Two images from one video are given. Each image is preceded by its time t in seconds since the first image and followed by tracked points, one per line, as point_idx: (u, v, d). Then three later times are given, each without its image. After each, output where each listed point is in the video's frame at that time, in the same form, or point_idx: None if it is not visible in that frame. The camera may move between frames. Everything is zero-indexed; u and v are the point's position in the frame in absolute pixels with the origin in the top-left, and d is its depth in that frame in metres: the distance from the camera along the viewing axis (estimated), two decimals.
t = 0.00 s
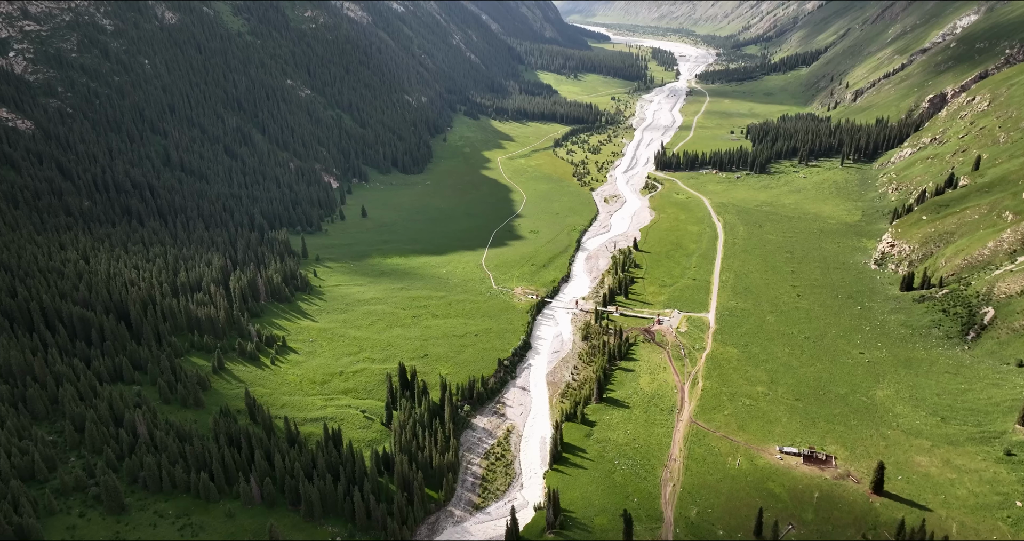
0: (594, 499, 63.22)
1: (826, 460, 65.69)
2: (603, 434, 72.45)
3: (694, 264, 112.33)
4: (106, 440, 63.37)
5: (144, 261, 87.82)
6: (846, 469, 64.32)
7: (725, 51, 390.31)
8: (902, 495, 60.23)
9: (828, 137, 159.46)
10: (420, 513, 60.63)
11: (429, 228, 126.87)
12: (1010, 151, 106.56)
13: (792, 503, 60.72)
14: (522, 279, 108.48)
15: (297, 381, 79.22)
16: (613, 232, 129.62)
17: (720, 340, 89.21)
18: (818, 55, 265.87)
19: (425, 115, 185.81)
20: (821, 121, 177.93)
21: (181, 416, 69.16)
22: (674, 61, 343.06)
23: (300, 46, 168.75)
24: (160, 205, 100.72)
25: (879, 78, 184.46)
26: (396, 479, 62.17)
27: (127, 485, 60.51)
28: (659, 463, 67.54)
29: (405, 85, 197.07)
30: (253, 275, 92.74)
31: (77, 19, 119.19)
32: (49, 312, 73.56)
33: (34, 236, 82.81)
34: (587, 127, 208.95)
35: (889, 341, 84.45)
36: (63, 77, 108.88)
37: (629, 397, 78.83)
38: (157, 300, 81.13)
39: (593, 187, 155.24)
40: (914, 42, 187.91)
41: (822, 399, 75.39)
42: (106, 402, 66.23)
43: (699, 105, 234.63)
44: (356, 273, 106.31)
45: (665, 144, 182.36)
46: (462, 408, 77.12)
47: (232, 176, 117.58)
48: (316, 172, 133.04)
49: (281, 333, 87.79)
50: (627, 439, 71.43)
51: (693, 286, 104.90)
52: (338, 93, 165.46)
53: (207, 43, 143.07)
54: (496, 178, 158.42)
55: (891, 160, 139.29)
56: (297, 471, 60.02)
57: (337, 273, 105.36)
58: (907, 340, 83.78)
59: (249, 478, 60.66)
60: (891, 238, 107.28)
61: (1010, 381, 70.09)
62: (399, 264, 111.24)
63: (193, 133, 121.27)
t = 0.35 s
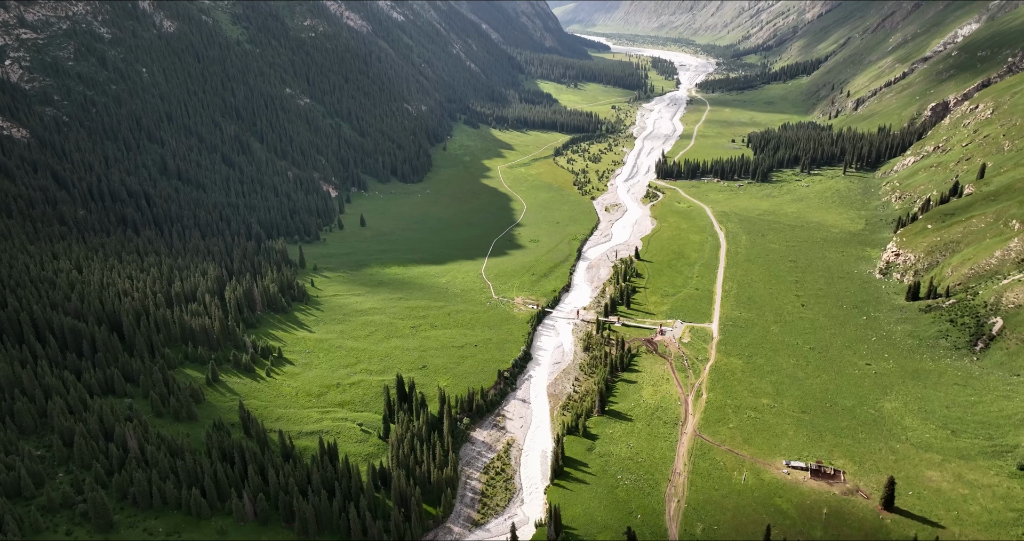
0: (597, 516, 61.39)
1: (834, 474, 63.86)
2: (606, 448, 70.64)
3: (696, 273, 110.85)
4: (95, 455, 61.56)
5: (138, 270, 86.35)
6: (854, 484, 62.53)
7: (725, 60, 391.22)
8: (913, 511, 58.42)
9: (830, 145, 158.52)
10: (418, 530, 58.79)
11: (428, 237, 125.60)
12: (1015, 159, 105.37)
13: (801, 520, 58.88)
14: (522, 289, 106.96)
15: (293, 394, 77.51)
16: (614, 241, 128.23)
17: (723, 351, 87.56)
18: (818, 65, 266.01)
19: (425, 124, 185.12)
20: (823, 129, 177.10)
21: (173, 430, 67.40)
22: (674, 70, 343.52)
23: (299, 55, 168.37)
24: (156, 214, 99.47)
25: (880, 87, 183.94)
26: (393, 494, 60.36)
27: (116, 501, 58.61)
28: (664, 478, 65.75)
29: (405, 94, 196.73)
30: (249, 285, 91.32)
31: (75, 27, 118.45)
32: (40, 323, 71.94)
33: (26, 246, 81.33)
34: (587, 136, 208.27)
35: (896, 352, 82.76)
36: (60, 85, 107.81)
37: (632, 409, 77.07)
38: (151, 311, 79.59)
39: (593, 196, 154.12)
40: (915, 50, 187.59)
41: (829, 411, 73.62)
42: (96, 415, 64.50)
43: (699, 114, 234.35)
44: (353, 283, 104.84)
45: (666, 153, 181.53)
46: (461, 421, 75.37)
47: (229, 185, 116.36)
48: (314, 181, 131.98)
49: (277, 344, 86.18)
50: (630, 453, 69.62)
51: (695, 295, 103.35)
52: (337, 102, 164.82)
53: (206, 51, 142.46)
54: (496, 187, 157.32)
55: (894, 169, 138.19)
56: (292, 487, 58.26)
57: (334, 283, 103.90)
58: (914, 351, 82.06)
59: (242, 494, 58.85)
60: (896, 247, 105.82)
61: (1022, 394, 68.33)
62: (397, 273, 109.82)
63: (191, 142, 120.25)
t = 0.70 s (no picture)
0: (599, 536, 59.45)
1: (843, 492, 61.97)
2: (608, 465, 68.72)
3: (699, 285, 109.32)
4: (83, 473, 59.55)
5: (132, 282, 84.77)
6: (864, 502, 60.62)
7: (725, 72, 392.83)
8: (926, 531, 56.46)
9: (832, 156, 157.68)
10: None
11: (427, 249, 124.23)
12: (1020, 169, 104.22)
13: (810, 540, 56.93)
14: (522, 301, 105.41)
15: (288, 409, 75.69)
16: (615, 253, 126.81)
17: (728, 365, 85.78)
18: (818, 76, 266.45)
19: (425, 135, 184.64)
20: (824, 140, 176.45)
21: (164, 447, 65.45)
22: (674, 82, 344.48)
23: (298, 66, 168.20)
24: (152, 226, 98.16)
25: (881, 98, 183.56)
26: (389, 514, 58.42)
27: (103, 522, 56.41)
28: (668, 496, 63.84)
29: (404, 105, 196.56)
30: (245, 297, 89.79)
31: (72, 38, 117.87)
32: (30, 337, 70.22)
33: (18, 258, 79.79)
34: (587, 147, 207.81)
35: (903, 366, 80.99)
36: (56, 95, 106.87)
37: (635, 424, 75.23)
38: (143, 324, 77.94)
39: (594, 207, 153.04)
40: (916, 62, 187.47)
41: (837, 427, 71.76)
42: (85, 432, 62.61)
43: (699, 125, 234.13)
44: (351, 296, 103.31)
45: (666, 164, 180.76)
46: (460, 437, 73.51)
47: (226, 196, 115.11)
48: (313, 192, 130.87)
49: (272, 358, 84.43)
50: (633, 470, 67.70)
51: (698, 308, 101.78)
52: (336, 113, 164.31)
53: (204, 62, 142.03)
54: (496, 198, 156.36)
55: (896, 180, 137.18)
56: (285, 506, 56.35)
57: (332, 296, 102.37)
58: (922, 365, 80.28)
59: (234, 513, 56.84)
60: (901, 258, 104.39)
61: None
62: (395, 286, 108.35)
63: (188, 153, 119.23)
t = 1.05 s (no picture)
0: None
1: (854, 517, 59.83)
2: (611, 488, 66.60)
3: (701, 303, 107.78)
4: (69, 498, 57.33)
5: (126, 301, 83.23)
6: (876, 528, 58.48)
7: (724, 89, 395.26)
8: None
9: (834, 173, 157.10)
10: None
11: (426, 266, 122.93)
12: None
13: None
14: (523, 319, 103.85)
15: (282, 430, 73.68)
16: (616, 270, 125.42)
17: (732, 384, 83.90)
18: (818, 94, 267.54)
19: (424, 152, 184.47)
20: (825, 157, 176.06)
21: (154, 470, 63.35)
22: (674, 100, 345.98)
23: (298, 84, 168.61)
24: (148, 243, 96.97)
25: (882, 115, 183.68)
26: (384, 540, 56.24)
27: None
28: (673, 521, 61.72)
29: (404, 122, 196.88)
30: (240, 316, 88.26)
31: (70, 55, 117.81)
32: (18, 357, 68.44)
33: (9, 276, 78.30)
34: (587, 164, 207.53)
35: (911, 386, 79.09)
36: (54, 112, 106.29)
37: (638, 446, 73.20)
38: (136, 344, 76.25)
39: (595, 224, 152.12)
40: (916, 79, 187.97)
41: (845, 448, 69.74)
42: (72, 455, 60.58)
43: (699, 142, 234.35)
44: (348, 314, 101.77)
45: (667, 181, 180.36)
46: (459, 459, 71.46)
47: (224, 213, 114.11)
48: (311, 209, 129.91)
49: (267, 378, 82.57)
50: (637, 493, 65.58)
51: (701, 326, 100.15)
52: (336, 130, 164.18)
53: (203, 80, 142.08)
54: (496, 216, 155.47)
55: (899, 197, 136.32)
56: (276, 532, 54.15)
57: (329, 314, 100.86)
58: (930, 384, 78.37)
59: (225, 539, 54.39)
60: (906, 276, 102.98)
61: None
62: (393, 303, 106.85)
63: (186, 170, 118.52)
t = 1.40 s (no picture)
0: None
1: None
2: (614, 516, 64.21)
3: (704, 324, 106.13)
4: (53, 528, 54.87)
5: (118, 322, 81.57)
6: None
7: (724, 110, 398.07)
8: None
9: (836, 193, 156.54)
10: None
11: (424, 287, 121.50)
12: None
13: None
14: (523, 341, 102.09)
15: (276, 456, 71.44)
16: (617, 291, 123.95)
17: (737, 408, 81.89)
18: (817, 115, 269.00)
19: (424, 173, 184.36)
20: (827, 177, 175.88)
21: (143, 498, 60.99)
22: (674, 121, 347.80)
23: (298, 104, 169.07)
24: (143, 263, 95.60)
25: (882, 135, 184.08)
26: None
27: None
28: None
29: (404, 143, 197.21)
30: (235, 337, 86.66)
31: (69, 75, 117.76)
32: (4, 380, 66.53)
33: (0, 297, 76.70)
34: (588, 185, 207.35)
35: (921, 409, 77.00)
36: (51, 132, 105.65)
37: (642, 472, 70.89)
38: (127, 366, 74.38)
39: (595, 244, 151.09)
40: (916, 100, 188.79)
41: (855, 474, 67.47)
42: (58, 482, 58.30)
43: (699, 163, 234.55)
44: (345, 336, 100.05)
45: (668, 201, 179.86)
46: (458, 485, 69.18)
47: (221, 233, 113.01)
48: (310, 230, 128.85)
49: (262, 401, 80.52)
50: (641, 521, 63.22)
51: (704, 348, 98.37)
52: (335, 150, 164.05)
53: (203, 100, 142.22)
54: (497, 236, 154.53)
55: (902, 216, 135.53)
56: None
57: (327, 336, 99.13)
58: (940, 407, 76.29)
59: None
60: (911, 296, 101.43)
61: None
62: (391, 325, 105.22)
63: (184, 190, 117.78)
